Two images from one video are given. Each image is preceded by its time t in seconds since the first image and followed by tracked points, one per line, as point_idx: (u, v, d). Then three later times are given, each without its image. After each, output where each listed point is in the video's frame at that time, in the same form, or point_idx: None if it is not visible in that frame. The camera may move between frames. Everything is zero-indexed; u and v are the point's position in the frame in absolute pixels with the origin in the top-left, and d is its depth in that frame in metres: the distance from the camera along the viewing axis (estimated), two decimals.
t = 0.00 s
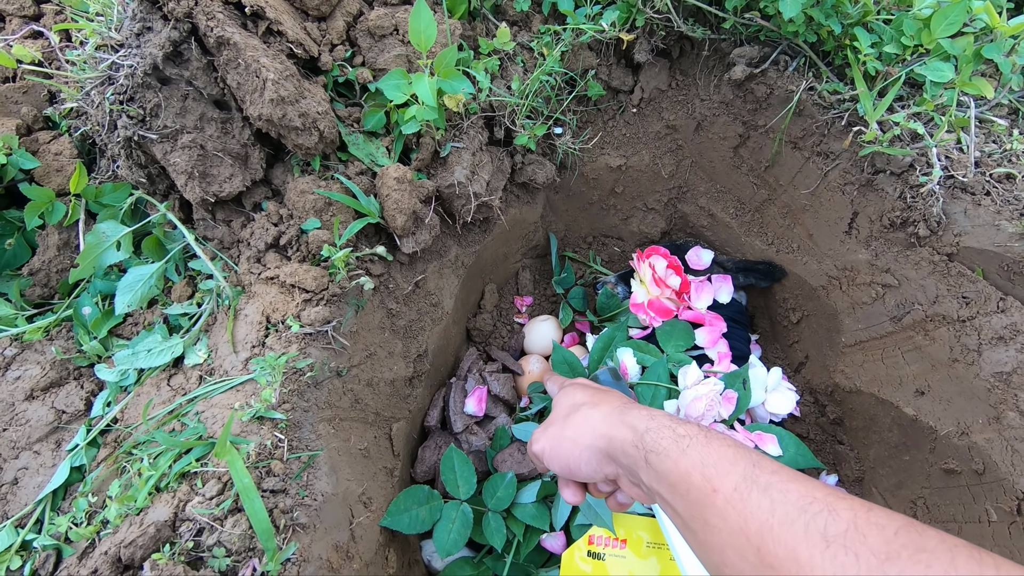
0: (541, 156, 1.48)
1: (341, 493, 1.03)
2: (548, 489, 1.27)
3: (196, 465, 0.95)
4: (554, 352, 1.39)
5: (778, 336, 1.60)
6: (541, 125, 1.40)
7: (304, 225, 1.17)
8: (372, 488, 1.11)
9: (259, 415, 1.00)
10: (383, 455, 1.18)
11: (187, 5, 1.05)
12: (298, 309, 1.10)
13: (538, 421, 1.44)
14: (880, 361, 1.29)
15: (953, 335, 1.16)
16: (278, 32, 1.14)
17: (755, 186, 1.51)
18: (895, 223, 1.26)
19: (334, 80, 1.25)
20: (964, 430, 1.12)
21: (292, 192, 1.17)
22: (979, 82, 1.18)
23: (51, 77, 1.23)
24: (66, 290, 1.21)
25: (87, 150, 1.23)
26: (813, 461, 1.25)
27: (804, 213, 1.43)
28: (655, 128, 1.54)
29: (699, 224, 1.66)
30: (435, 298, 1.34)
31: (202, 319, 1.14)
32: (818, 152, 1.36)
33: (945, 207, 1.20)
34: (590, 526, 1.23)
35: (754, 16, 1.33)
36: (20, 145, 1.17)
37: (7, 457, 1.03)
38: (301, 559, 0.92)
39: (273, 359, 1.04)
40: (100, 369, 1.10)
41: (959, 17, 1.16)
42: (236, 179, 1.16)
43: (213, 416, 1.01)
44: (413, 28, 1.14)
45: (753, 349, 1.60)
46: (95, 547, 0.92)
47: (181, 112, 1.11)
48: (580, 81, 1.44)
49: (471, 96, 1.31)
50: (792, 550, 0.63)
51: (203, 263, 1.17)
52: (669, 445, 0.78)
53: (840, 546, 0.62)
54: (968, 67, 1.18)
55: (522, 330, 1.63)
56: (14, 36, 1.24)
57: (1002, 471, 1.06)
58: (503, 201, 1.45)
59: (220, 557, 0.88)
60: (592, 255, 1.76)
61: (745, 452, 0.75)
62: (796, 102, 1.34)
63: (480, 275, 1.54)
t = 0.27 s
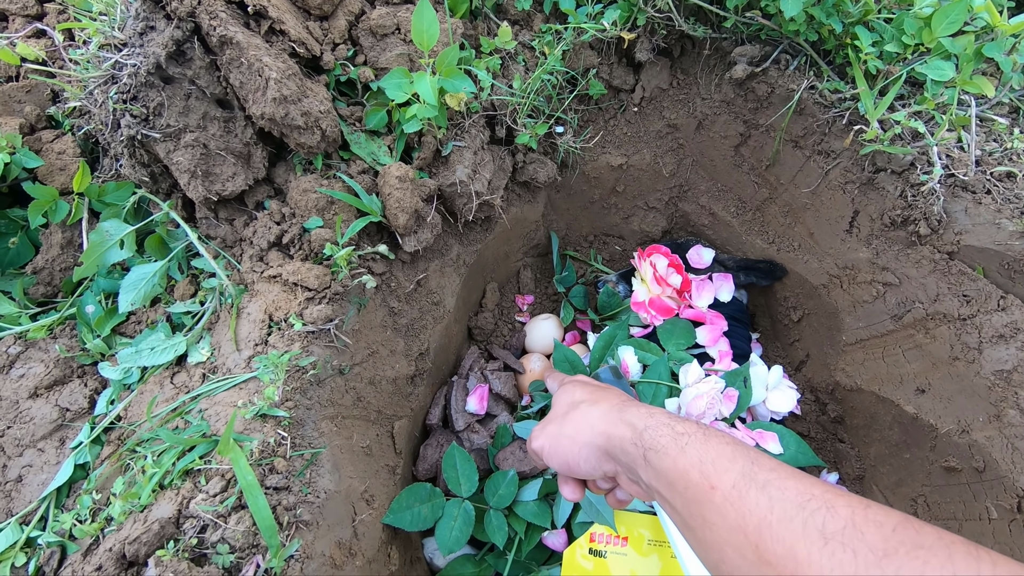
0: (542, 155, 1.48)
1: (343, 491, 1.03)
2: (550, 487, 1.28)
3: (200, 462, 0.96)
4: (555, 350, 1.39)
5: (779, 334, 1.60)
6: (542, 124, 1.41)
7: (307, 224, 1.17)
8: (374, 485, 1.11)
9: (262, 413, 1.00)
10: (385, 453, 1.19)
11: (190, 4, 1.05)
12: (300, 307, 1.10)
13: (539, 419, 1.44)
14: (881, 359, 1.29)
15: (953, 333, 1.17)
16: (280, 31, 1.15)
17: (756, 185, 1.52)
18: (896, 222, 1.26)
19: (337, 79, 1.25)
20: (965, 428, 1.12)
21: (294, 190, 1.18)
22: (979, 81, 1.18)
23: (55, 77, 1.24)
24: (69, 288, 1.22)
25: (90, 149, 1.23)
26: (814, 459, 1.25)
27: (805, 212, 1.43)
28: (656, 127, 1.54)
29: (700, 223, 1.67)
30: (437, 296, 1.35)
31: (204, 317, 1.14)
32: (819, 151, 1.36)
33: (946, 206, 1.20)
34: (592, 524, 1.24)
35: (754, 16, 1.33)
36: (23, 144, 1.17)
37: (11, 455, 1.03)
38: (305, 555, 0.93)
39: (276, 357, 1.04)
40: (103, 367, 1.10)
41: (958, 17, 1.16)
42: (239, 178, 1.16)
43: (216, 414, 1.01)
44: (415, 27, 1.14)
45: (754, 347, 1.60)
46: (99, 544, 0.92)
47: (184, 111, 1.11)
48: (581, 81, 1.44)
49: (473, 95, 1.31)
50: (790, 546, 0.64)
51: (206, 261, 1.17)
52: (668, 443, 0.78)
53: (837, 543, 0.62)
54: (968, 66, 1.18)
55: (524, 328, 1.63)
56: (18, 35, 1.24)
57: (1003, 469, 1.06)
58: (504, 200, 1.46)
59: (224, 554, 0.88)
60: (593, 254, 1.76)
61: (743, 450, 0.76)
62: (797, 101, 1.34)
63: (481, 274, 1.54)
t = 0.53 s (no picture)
0: (543, 155, 1.48)
1: (345, 489, 1.03)
2: (551, 485, 1.28)
3: (202, 461, 0.96)
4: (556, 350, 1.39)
5: (780, 333, 1.60)
6: (544, 124, 1.40)
7: (308, 223, 1.17)
8: (376, 484, 1.11)
9: (264, 411, 1.01)
10: (387, 452, 1.19)
11: (192, 4, 1.05)
12: (302, 306, 1.10)
13: (540, 418, 1.44)
14: (882, 358, 1.29)
15: (954, 332, 1.17)
16: (282, 31, 1.15)
17: (757, 184, 1.52)
18: (897, 221, 1.26)
19: (338, 79, 1.25)
20: (965, 427, 1.12)
21: (296, 190, 1.18)
22: (980, 80, 1.18)
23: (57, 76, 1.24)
24: (72, 287, 1.22)
25: (92, 149, 1.24)
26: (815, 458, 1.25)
27: (805, 211, 1.43)
28: (657, 127, 1.54)
29: (700, 223, 1.67)
30: (438, 296, 1.35)
31: (206, 316, 1.14)
32: (820, 151, 1.36)
33: (946, 205, 1.20)
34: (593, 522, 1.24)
35: (755, 15, 1.33)
36: (25, 144, 1.17)
37: (14, 453, 1.04)
38: (307, 554, 0.93)
39: (278, 356, 1.05)
40: (106, 366, 1.10)
41: (959, 16, 1.15)
42: (241, 177, 1.16)
43: (219, 412, 1.01)
44: (417, 27, 1.14)
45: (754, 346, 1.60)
46: (102, 542, 0.92)
47: (186, 111, 1.11)
48: (582, 80, 1.44)
49: (474, 95, 1.32)
50: (791, 544, 0.64)
51: (208, 261, 1.17)
52: (668, 441, 0.79)
53: (838, 541, 0.62)
54: (969, 65, 1.18)
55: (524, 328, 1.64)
56: (20, 35, 1.24)
57: (1003, 468, 1.06)
58: (505, 199, 1.46)
59: (227, 552, 0.89)
60: (594, 253, 1.76)
61: (744, 447, 0.76)
62: (798, 101, 1.34)
63: (483, 273, 1.55)
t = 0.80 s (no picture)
0: (543, 154, 1.48)
1: (345, 488, 1.03)
2: (551, 484, 1.28)
3: (202, 459, 0.96)
4: (556, 348, 1.39)
5: (780, 332, 1.60)
6: (543, 123, 1.41)
7: (308, 223, 1.17)
8: (376, 483, 1.12)
9: (264, 410, 1.01)
10: (387, 450, 1.19)
11: (191, 4, 1.05)
12: (302, 305, 1.10)
13: (540, 417, 1.45)
14: (882, 356, 1.30)
15: (954, 330, 1.17)
16: (281, 30, 1.15)
17: (757, 183, 1.52)
18: (896, 219, 1.26)
19: (337, 78, 1.25)
20: (965, 425, 1.12)
21: (296, 189, 1.18)
22: (979, 78, 1.17)
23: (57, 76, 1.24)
24: (72, 287, 1.23)
25: (92, 149, 1.24)
26: (815, 457, 1.26)
27: (805, 210, 1.43)
28: (656, 126, 1.54)
29: (700, 221, 1.67)
30: (438, 295, 1.35)
31: (207, 316, 1.15)
32: (819, 149, 1.36)
33: (946, 203, 1.21)
34: (593, 521, 1.24)
35: (755, 14, 1.33)
36: (25, 143, 1.17)
37: (15, 453, 1.04)
38: (307, 552, 0.93)
39: (278, 355, 1.05)
40: (106, 366, 1.11)
41: (959, 14, 1.15)
42: (240, 177, 1.16)
43: (219, 411, 1.01)
44: (416, 26, 1.14)
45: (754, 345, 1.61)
46: (102, 541, 0.92)
47: (185, 110, 1.11)
48: (581, 79, 1.44)
49: (473, 94, 1.32)
50: (790, 542, 0.64)
51: (208, 260, 1.18)
52: (668, 439, 0.79)
53: (838, 538, 0.62)
54: (968, 62, 1.18)
55: (524, 327, 1.64)
56: (20, 34, 1.24)
57: (1003, 465, 1.06)
58: (505, 198, 1.46)
59: (227, 551, 0.89)
60: (594, 252, 1.76)
61: (744, 445, 0.76)
62: (797, 99, 1.34)
63: (482, 272, 1.55)
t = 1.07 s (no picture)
0: (544, 151, 1.48)
1: (348, 484, 1.04)
2: (553, 481, 1.29)
3: (205, 456, 0.96)
4: (557, 345, 1.39)
5: (781, 329, 1.60)
6: (544, 120, 1.42)
7: (309, 219, 1.18)
8: (379, 479, 1.12)
9: (266, 407, 1.01)
10: (389, 447, 1.19)
11: (193, 1, 1.05)
12: (304, 302, 1.10)
13: (542, 414, 1.45)
14: (883, 351, 1.30)
15: (955, 325, 1.17)
16: (282, 27, 1.15)
17: (758, 180, 1.52)
18: (898, 215, 1.26)
19: (338, 75, 1.25)
20: (967, 420, 1.12)
21: (297, 186, 1.18)
22: (981, 74, 1.19)
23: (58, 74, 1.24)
24: (74, 285, 1.23)
25: (93, 147, 1.24)
26: (817, 452, 1.26)
27: (806, 206, 1.43)
28: (657, 123, 1.54)
29: (701, 218, 1.67)
30: (440, 292, 1.35)
31: (208, 313, 1.15)
32: (820, 145, 1.36)
33: (947, 198, 1.21)
34: (595, 517, 1.24)
35: (755, 9, 1.33)
36: (27, 141, 1.18)
37: (18, 449, 1.04)
38: (310, 547, 0.93)
39: (280, 352, 1.04)
40: (108, 363, 1.11)
41: (961, 9, 1.16)
42: (242, 174, 1.16)
43: (221, 408, 1.02)
44: (417, 22, 1.14)
45: (755, 341, 1.61)
46: (105, 538, 0.92)
47: (187, 107, 1.11)
48: (582, 76, 1.44)
49: (474, 91, 1.32)
50: (797, 543, 0.64)
51: (210, 257, 1.17)
52: (673, 441, 0.77)
53: (845, 540, 0.63)
54: (969, 57, 1.18)
55: (526, 324, 1.64)
56: (21, 32, 1.24)
57: (1005, 460, 1.06)
58: (506, 195, 1.46)
59: (230, 546, 0.88)
60: (595, 250, 1.76)
61: (749, 447, 0.75)
62: (798, 95, 1.34)
63: (484, 270, 1.55)
